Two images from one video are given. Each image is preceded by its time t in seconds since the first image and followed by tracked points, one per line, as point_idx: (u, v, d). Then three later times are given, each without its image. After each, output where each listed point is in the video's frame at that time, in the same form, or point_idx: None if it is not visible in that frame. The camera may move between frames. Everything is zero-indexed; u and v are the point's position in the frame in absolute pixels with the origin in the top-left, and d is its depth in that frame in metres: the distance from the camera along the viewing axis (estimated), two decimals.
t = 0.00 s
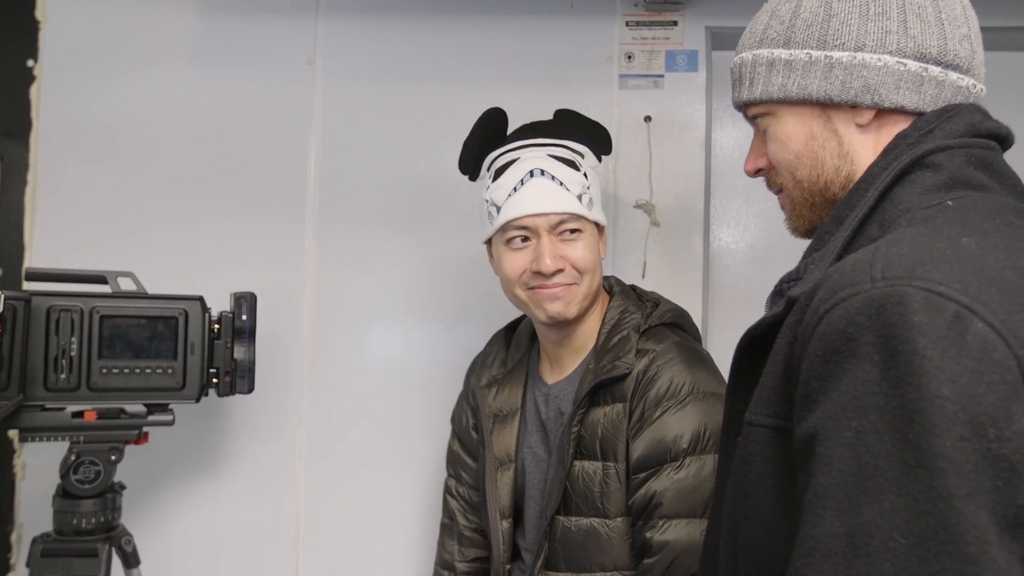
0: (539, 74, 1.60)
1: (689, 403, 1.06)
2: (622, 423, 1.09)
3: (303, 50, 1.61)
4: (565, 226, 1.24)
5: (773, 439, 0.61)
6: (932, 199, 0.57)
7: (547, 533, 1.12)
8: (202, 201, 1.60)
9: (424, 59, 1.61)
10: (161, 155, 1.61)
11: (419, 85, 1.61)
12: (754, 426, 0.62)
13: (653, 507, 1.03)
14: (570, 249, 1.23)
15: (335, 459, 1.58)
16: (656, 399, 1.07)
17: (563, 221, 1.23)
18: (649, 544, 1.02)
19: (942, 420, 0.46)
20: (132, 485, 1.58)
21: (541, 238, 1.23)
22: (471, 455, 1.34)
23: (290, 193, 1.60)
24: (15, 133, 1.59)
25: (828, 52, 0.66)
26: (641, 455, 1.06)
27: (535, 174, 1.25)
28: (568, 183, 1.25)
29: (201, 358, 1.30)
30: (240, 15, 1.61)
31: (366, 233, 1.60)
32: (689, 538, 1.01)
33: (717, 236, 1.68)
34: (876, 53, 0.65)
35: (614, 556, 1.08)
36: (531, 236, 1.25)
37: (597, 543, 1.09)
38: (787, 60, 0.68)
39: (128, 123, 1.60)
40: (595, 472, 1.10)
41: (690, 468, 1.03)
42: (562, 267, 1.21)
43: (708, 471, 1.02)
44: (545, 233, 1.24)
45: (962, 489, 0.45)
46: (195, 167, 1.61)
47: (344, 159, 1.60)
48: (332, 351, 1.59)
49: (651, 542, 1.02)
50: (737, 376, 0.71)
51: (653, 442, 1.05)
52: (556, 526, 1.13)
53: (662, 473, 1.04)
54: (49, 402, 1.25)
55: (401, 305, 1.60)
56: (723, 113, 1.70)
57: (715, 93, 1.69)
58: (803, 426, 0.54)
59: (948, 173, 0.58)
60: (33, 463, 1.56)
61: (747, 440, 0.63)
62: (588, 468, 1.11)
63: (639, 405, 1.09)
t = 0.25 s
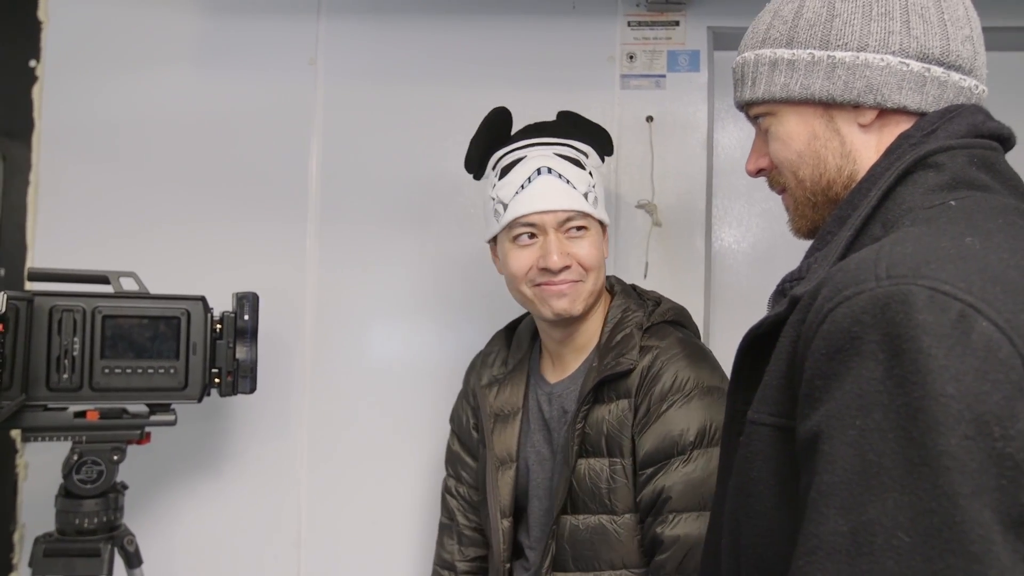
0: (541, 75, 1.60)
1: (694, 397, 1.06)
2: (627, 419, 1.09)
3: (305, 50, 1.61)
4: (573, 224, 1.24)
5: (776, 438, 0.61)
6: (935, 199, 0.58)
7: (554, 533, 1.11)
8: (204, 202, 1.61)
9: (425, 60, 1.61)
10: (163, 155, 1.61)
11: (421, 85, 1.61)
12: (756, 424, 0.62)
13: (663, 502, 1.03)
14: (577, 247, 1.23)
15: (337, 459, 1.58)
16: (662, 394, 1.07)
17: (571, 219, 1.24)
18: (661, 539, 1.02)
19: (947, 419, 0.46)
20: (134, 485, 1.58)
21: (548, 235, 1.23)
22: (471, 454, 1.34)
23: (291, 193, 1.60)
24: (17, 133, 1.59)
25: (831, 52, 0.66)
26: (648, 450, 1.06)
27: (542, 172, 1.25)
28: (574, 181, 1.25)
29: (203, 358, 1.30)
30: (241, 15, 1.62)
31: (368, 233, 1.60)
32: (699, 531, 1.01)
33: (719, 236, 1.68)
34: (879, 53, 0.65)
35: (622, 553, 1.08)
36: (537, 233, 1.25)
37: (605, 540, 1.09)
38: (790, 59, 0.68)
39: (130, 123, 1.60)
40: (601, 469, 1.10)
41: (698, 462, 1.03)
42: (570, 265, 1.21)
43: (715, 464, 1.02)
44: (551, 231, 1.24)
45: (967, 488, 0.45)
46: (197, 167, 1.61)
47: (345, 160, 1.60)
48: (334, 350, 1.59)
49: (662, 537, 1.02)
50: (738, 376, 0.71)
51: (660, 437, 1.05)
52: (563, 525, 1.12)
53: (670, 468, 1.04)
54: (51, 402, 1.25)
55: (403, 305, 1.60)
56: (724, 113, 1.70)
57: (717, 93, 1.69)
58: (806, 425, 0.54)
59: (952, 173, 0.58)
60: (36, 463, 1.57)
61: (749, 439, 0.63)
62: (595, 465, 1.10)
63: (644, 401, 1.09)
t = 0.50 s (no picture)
0: (540, 74, 1.60)
1: (692, 395, 1.06)
2: (625, 416, 1.09)
3: (303, 50, 1.61)
4: (571, 224, 1.24)
5: (772, 431, 0.61)
6: (934, 197, 0.58)
7: (550, 529, 1.11)
8: (202, 201, 1.61)
9: (424, 59, 1.61)
10: (162, 154, 1.61)
11: (420, 85, 1.61)
12: (752, 417, 0.62)
13: (659, 499, 1.03)
14: (575, 247, 1.23)
15: (335, 458, 1.58)
16: (659, 391, 1.07)
17: (569, 219, 1.23)
18: (658, 537, 1.02)
19: (935, 411, 0.46)
20: (132, 484, 1.58)
21: (547, 236, 1.23)
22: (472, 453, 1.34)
23: (290, 192, 1.60)
24: (16, 132, 1.59)
25: (827, 55, 0.66)
26: (646, 447, 1.05)
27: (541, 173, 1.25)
28: (574, 182, 1.25)
29: (202, 358, 1.30)
30: (241, 15, 1.61)
31: (367, 232, 1.60)
32: (696, 529, 1.01)
33: (718, 236, 1.68)
34: (874, 56, 0.65)
35: (619, 550, 1.08)
36: (536, 234, 1.25)
37: (603, 537, 1.09)
38: (786, 61, 0.68)
39: (129, 122, 1.60)
40: (598, 466, 1.10)
41: (695, 459, 1.03)
42: (568, 265, 1.21)
43: (713, 461, 1.02)
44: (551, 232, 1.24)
45: (951, 479, 0.46)
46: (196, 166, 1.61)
47: (344, 159, 1.60)
48: (332, 349, 1.59)
49: (659, 534, 1.02)
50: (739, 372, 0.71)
51: (657, 434, 1.05)
52: (560, 522, 1.12)
53: (667, 466, 1.03)
54: (49, 401, 1.25)
55: (402, 304, 1.60)
56: (723, 113, 1.69)
57: (716, 93, 1.69)
58: (799, 417, 0.54)
59: (950, 171, 0.58)
60: (34, 462, 1.56)
61: (746, 432, 0.63)
62: (592, 463, 1.10)
63: (642, 399, 1.09)
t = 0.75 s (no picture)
0: (540, 75, 1.60)
1: (686, 396, 1.05)
2: (621, 416, 1.09)
3: (304, 51, 1.61)
4: (569, 227, 1.24)
5: (770, 428, 0.61)
6: (935, 198, 0.58)
7: (547, 526, 1.12)
8: (203, 202, 1.61)
9: (425, 60, 1.61)
10: (163, 154, 1.61)
11: (421, 86, 1.61)
12: (750, 414, 0.62)
13: (649, 498, 1.02)
14: (573, 249, 1.23)
15: (336, 459, 1.58)
16: (654, 391, 1.07)
17: (568, 222, 1.23)
18: (646, 536, 1.01)
19: (925, 409, 0.47)
20: (133, 485, 1.58)
21: (544, 238, 1.23)
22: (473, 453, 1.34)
23: (291, 193, 1.60)
24: (17, 133, 1.59)
25: (821, 62, 0.66)
26: (639, 446, 1.05)
27: (541, 175, 1.25)
28: (573, 185, 1.25)
29: (204, 359, 1.30)
30: (242, 16, 1.62)
31: (368, 232, 1.60)
32: (684, 530, 0.99)
33: (719, 237, 1.68)
34: (869, 62, 0.65)
35: (613, 549, 1.08)
36: (534, 236, 1.25)
37: (596, 536, 1.09)
38: (780, 69, 0.68)
39: (130, 123, 1.61)
40: (592, 465, 1.10)
41: (687, 460, 1.02)
42: (564, 268, 1.21)
43: (705, 462, 1.01)
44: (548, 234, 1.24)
45: (938, 477, 0.46)
46: (197, 167, 1.61)
47: (345, 160, 1.60)
48: (332, 349, 1.59)
49: (648, 534, 1.01)
50: (744, 371, 0.71)
51: (649, 434, 1.05)
52: (556, 520, 1.13)
53: (659, 465, 1.03)
54: (50, 402, 1.25)
55: (402, 305, 1.60)
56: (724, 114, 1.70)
57: (716, 94, 1.69)
58: (795, 413, 0.54)
59: (951, 171, 0.58)
60: (35, 463, 1.57)
61: (743, 429, 0.63)
62: (587, 462, 1.10)
63: (637, 399, 1.09)
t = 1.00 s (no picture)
0: (540, 74, 1.60)
1: (672, 395, 1.04)
2: (609, 417, 1.09)
3: (304, 50, 1.61)
4: (558, 228, 1.23)
5: (760, 421, 0.61)
6: (921, 196, 0.57)
7: (537, 527, 1.13)
8: (202, 201, 1.61)
9: (424, 59, 1.61)
10: (161, 154, 1.61)
11: (419, 85, 1.61)
12: (740, 409, 0.62)
13: (636, 498, 1.02)
14: (561, 250, 1.23)
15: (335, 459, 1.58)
16: (641, 391, 1.06)
17: (556, 223, 1.23)
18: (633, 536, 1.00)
19: (907, 396, 0.46)
20: (133, 485, 1.58)
21: (532, 240, 1.23)
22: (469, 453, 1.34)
23: (290, 192, 1.60)
24: (16, 132, 1.58)
25: (791, 81, 0.65)
26: (625, 447, 1.05)
27: (529, 177, 1.24)
28: (561, 186, 1.24)
29: (203, 358, 1.30)
30: (243, 16, 1.62)
31: (366, 231, 1.60)
32: (671, 530, 0.98)
33: (719, 236, 1.68)
34: (838, 75, 0.64)
35: (604, 549, 1.08)
36: (523, 238, 1.24)
37: (587, 536, 1.09)
38: (753, 93, 0.67)
39: (128, 122, 1.60)
40: (582, 466, 1.10)
41: (673, 460, 1.01)
42: (552, 271, 1.21)
43: (691, 462, 1.00)
44: (537, 236, 1.23)
45: (917, 463, 0.45)
46: (196, 166, 1.61)
47: (344, 160, 1.60)
48: (332, 352, 1.59)
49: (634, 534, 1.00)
50: (740, 369, 0.71)
51: (635, 434, 1.04)
52: (547, 520, 1.13)
53: (645, 465, 1.02)
54: (50, 402, 1.25)
55: (401, 304, 1.60)
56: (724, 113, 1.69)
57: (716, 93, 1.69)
58: (783, 403, 0.55)
59: (938, 169, 0.58)
60: (34, 462, 1.56)
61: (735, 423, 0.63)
62: (578, 463, 1.10)
63: (625, 399, 1.08)
